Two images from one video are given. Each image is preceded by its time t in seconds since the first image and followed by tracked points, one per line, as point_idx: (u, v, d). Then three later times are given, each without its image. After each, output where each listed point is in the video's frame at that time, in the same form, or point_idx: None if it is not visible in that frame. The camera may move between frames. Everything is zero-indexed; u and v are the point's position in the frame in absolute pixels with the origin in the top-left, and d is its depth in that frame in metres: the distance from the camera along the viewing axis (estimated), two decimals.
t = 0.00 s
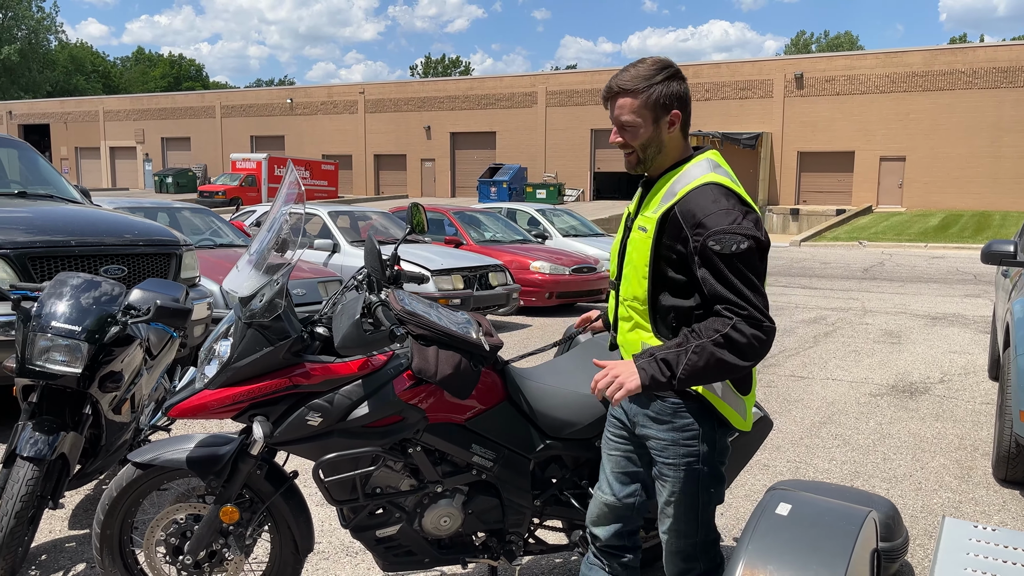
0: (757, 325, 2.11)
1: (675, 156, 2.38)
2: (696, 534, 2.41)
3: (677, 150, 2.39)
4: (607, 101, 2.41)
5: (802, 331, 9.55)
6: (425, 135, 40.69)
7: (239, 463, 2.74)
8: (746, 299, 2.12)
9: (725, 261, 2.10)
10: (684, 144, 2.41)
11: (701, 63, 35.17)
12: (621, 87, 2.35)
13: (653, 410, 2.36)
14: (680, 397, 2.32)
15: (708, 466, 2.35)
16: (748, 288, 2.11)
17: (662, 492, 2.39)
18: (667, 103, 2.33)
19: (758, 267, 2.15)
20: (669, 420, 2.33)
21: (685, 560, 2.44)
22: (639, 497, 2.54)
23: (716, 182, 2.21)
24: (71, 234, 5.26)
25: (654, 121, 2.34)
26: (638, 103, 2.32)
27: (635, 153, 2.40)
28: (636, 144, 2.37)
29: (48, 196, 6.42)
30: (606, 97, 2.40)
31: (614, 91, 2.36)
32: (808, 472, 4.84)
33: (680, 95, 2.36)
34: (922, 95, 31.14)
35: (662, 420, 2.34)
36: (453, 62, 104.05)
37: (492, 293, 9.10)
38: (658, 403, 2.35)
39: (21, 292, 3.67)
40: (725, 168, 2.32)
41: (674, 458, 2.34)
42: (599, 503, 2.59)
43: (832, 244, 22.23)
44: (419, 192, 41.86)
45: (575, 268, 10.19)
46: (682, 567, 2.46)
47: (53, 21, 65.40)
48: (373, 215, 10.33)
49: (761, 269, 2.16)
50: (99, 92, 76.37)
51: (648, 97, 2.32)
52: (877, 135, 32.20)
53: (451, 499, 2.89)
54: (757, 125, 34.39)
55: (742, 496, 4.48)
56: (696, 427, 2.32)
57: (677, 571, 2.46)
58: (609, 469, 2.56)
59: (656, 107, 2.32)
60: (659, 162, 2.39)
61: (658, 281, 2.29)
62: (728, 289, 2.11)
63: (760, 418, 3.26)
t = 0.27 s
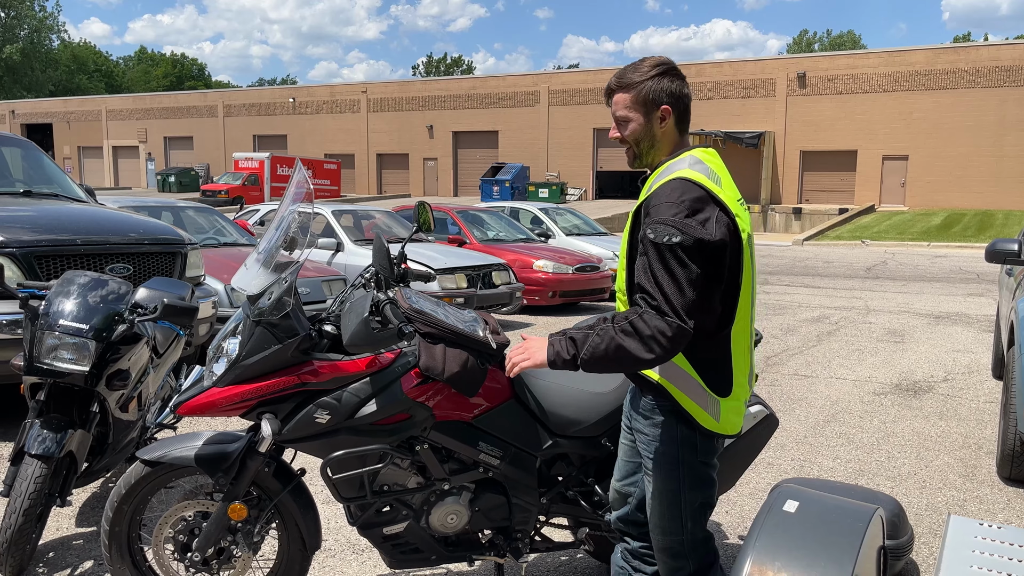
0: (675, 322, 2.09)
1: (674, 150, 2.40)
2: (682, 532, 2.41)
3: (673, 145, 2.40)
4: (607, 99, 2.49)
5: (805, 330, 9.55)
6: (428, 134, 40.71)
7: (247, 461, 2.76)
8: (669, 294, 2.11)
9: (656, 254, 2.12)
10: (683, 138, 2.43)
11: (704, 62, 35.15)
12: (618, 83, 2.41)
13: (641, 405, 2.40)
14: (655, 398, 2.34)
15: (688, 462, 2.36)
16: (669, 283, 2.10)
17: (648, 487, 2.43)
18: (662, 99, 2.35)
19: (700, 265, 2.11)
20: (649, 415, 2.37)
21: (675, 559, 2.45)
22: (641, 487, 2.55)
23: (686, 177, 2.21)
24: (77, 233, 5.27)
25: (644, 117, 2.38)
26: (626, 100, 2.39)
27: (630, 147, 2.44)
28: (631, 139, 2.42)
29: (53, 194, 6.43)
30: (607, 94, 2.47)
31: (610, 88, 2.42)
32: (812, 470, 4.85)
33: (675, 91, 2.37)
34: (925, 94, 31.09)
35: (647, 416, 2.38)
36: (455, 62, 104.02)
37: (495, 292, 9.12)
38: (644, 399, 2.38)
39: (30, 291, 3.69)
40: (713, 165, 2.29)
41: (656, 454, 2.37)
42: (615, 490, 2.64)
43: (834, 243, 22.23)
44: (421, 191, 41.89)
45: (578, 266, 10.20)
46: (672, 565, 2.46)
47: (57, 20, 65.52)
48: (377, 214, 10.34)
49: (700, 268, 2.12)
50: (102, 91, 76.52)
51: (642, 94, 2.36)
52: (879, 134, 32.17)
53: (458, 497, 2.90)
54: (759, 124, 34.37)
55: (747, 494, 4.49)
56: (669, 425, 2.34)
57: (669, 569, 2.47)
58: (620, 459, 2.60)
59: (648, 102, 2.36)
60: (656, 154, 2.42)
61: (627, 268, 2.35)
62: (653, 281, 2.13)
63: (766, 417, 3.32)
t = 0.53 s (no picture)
0: (593, 293, 2.28)
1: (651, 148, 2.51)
2: (664, 520, 2.49)
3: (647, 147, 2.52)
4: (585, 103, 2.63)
5: (807, 327, 9.55)
6: (429, 132, 40.71)
7: (253, 458, 2.77)
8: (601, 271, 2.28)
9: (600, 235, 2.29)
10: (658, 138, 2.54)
11: (705, 60, 35.13)
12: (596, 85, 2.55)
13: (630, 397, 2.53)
14: (636, 386, 2.46)
15: (670, 451, 2.46)
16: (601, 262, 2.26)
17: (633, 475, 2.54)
18: (636, 103, 2.47)
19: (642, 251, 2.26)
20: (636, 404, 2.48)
21: (660, 548, 2.52)
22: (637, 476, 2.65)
23: (655, 171, 2.34)
24: (79, 231, 5.27)
25: (621, 117, 2.49)
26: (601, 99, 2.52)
27: (606, 147, 2.56)
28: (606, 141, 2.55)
29: (56, 193, 6.44)
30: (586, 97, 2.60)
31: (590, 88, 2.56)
32: (816, 467, 4.86)
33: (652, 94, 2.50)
34: (926, 91, 31.04)
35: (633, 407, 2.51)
36: (456, 60, 103.94)
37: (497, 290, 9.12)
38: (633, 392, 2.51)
39: (34, 290, 3.70)
40: (690, 166, 2.40)
41: (639, 442, 2.49)
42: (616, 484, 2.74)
43: (836, 241, 22.21)
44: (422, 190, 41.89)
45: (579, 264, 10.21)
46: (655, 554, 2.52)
47: (57, 19, 65.52)
48: (379, 212, 10.34)
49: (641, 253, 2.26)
50: (104, 90, 76.54)
51: (614, 98, 2.49)
52: (881, 132, 32.15)
53: (462, 494, 2.90)
54: (761, 122, 34.34)
55: (750, 491, 4.49)
56: (651, 414, 2.45)
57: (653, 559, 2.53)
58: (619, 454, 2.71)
59: (621, 105, 2.48)
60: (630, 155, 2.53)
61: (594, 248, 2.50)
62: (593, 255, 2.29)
63: (769, 414, 3.32)
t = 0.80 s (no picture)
0: (553, 270, 2.47)
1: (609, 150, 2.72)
2: (646, 505, 2.62)
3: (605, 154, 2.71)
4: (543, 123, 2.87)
5: (808, 325, 9.55)
6: (429, 131, 40.68)
7: (256, 457, 2.77)
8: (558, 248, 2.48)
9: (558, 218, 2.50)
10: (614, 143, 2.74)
11: (705, 58, 35.09)
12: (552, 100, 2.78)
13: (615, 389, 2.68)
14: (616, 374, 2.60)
15: (649, 438, 2.61)
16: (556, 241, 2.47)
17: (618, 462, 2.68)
18: (589, 111, 2.68)
19: (595, 232, 2.45)
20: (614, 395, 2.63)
21: (643, 535, 2.64)
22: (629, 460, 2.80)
23: (612, 169, 2.56)
24: (81, 231, 5.28)
25: (576, 132, 2.70)
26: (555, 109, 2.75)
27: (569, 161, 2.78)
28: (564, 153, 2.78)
29: (57, 193, 6.44)
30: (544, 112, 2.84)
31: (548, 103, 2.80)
32: (817, 465, 4.86)
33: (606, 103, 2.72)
34: (927, 89, 31.00)
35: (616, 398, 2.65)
36: (456, 59, 103.83)
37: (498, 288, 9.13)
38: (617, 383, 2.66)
39: (35, 290, 3.70)
40: (645, 160, 2.59)
41: (621, 430, 2.63)
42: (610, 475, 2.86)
43: (837, 239, 22.19)
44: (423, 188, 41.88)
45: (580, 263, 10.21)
46: (641, 538, 2.64)
47: (57, 20, 65.49)
48: (379, 211, 10.34)
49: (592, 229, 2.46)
50: (104, 90, 76.51)
51: (568, 108, 2.71)
52: (881, 129, 32.13)
53: (465, 493, 2.91)
54: (761, 120, 34.32)
55: (752, 489, 4.50)
56: (629, 403, 2.60)
57: (639, 544, 2.65)
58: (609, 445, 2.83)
59: (574, 115, 2.69)
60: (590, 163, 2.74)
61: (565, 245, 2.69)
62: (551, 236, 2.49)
63: (772, 412, 3.30)
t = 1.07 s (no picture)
0: (534, 265, 2.54)
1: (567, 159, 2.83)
2: (602, 493, 2.70)
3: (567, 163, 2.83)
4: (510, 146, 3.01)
5: (809, 324, 9.55)
6: (430, 130, 40.67)
7: (258, 456, 2.78)
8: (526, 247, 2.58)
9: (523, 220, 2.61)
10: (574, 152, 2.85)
11: (706, 56, 35.08)
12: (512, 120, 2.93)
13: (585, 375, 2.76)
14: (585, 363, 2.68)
15: (604, 426, 2.67)
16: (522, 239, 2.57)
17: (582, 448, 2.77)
18: (544, 125, 2.82)
19: (552, 227, 2.56)
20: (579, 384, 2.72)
21: (599, 525, 2.73)
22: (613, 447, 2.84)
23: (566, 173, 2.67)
24: (82, 230, 5.28)
25: (535, 149, 2.83)
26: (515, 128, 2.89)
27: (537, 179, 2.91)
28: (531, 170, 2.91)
29: (58, 192, 6.45)
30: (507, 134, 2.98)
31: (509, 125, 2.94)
32: (819, 463, 4.86)
33: (561, 116, 2.85)
34: (928, 87, 30.97)
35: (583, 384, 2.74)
36: (456, 58, 103.79)
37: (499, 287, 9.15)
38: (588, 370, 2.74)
39: (37, 289, 3.70)
40: (598, 160, 2.69)
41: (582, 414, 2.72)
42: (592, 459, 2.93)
43: (838, 237, 22.18)
44: (424, 187, 41.87)
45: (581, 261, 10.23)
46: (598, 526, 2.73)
47: (59, 19, 65.48)
48: (380, 210, 10.34)
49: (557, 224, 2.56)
50: (105, 90, 76.56)
51: (526, 124, 2.85)
52: (883, 127, 32.11)
53: (466, 491, 2.92)
54: (762, 118, 34.29)
55: (753, 487, 4.50)
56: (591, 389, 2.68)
57: (597, 530, 2.73)
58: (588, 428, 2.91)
59: (531, 131, 2.83)
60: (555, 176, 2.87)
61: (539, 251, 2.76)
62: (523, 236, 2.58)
63: (773, 410, 3.29)
